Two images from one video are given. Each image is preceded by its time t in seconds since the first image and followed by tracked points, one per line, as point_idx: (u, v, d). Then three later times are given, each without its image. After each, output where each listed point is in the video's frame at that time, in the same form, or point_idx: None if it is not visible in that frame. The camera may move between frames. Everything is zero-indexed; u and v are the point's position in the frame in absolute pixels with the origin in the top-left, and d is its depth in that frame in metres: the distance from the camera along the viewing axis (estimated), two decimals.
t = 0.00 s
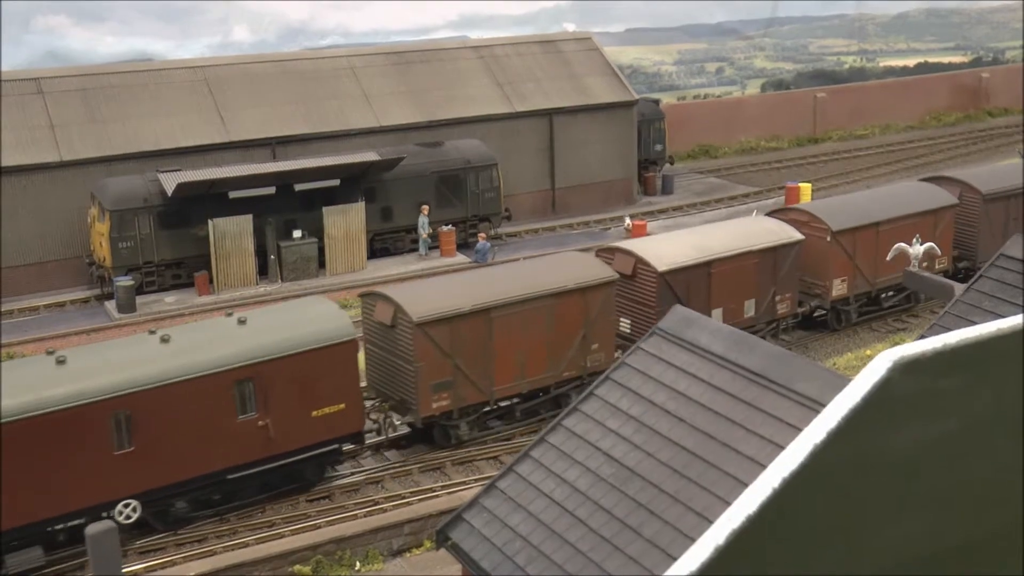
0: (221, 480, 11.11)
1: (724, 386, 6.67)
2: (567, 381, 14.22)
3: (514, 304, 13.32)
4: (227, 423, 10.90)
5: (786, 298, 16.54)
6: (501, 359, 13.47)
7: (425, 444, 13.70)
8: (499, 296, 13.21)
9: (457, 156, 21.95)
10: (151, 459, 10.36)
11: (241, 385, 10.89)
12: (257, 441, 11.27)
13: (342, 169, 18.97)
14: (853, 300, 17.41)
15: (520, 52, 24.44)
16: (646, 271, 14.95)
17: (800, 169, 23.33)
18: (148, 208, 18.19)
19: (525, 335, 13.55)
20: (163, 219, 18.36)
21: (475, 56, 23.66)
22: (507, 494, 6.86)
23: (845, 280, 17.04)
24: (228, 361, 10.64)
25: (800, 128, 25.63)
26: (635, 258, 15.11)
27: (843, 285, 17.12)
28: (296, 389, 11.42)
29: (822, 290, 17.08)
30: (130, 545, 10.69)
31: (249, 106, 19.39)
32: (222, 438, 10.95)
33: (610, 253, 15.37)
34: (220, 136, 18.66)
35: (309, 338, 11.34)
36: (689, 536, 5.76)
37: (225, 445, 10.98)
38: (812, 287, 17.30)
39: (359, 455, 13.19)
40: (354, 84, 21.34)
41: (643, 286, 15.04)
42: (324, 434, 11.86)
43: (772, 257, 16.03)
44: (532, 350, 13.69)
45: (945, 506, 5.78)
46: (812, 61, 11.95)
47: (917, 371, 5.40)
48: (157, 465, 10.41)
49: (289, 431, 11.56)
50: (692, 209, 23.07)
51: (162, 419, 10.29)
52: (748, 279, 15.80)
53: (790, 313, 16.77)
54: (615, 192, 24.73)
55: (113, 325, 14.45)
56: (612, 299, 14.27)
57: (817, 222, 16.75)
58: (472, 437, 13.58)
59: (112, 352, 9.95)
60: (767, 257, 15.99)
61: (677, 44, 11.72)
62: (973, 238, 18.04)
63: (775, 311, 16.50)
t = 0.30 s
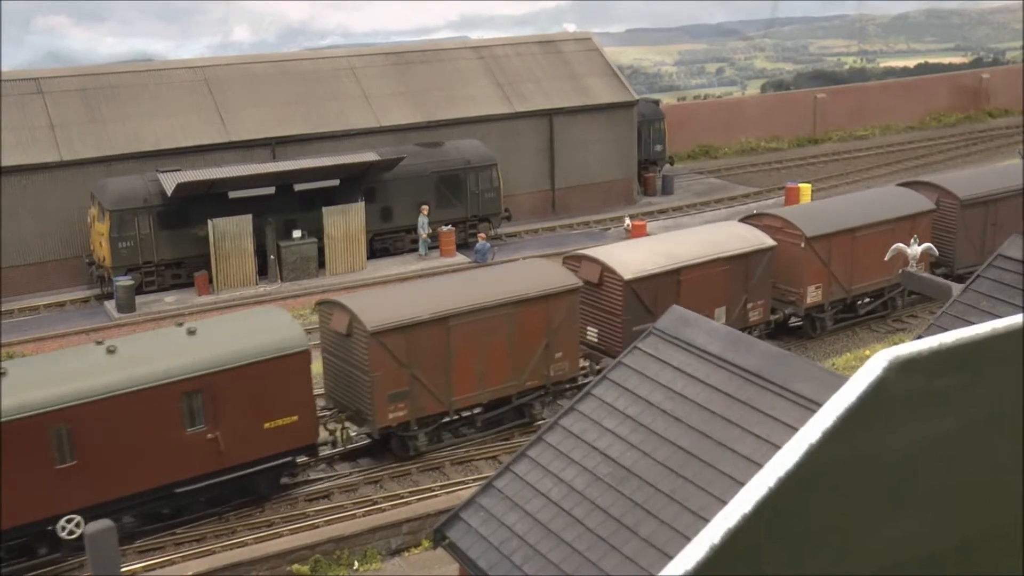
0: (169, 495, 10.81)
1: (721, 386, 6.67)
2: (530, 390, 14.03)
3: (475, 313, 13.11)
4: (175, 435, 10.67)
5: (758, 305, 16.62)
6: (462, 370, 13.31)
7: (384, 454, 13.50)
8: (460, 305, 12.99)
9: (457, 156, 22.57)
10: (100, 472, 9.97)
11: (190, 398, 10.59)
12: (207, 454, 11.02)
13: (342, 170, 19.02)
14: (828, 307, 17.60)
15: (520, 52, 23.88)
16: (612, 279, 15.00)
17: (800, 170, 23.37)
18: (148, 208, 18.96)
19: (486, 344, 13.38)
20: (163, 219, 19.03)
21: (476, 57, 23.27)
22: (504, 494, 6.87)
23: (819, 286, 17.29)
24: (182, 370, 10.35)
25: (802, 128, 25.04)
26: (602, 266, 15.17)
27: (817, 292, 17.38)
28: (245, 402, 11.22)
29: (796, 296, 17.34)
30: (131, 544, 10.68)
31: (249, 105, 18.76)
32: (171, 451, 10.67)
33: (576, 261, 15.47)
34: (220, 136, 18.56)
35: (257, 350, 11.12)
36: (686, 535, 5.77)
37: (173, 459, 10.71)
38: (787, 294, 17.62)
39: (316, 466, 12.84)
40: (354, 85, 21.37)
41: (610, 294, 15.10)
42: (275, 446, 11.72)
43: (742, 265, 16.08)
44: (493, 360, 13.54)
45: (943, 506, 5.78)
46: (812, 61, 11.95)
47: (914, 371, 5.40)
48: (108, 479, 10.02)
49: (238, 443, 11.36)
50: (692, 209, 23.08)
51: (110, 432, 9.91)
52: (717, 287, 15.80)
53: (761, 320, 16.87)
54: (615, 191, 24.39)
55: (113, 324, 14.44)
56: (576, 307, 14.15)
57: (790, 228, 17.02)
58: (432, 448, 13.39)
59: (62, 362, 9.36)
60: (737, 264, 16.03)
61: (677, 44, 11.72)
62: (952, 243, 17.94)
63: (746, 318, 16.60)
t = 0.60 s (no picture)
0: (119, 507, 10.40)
1: (722, 386, 6.66)
2: (496, 400, 13.65)
3: (439, 321, 12.72)
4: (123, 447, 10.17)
5: (733, 312, 16.00)
6: (426, 379, 12.91)
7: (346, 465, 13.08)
8: (423, 313, 12.59)
9: (457, 155, 21.97)
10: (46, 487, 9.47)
11: (140, 409, 10.11)
12: (158, 467, 10.55)
13: (342, 170, 19.08)
14: (806, 315, 17.04)
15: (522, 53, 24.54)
16: (581, 287, 14.53)
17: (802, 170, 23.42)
18: (149, 208, 18.50)
19: (450, 353, 12.97)
20: (164, 220, 18.67)
21: (476, 56, 23.63)
22: (504, 493, 6.86)
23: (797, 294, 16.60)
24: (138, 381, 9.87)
25: (810, 131, 26.09)
26: (572, 273, 14.71)
27: (794, 298, 16.67)
28: (199, 413, 10.73)
29: (773, 303, 16.64)
30: (131, 544, 10.62)
31: (249, 105, 19.25)
32: (119, 465, 10.18)
33: (546, 267, 15.01)
34: (220, 137, 18.64)
35: (210, 361, 10.54)
36: (687, 535, 5.76)
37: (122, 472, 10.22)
38: (763, 302, 16.91)
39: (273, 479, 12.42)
40: (355, 85, 21.42)
41: (579, 302, 14.62)
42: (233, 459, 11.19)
43: (717, 270, 15.55)
44: (458, 368, 13.14)
45: (944, 507, 5.77)
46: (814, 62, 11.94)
47: (916, 370, 5.39)
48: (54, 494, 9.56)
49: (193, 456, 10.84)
50: (693, 209, 23.11)
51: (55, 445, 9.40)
52: (691, 294, 15.27)
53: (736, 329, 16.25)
54: (616, 191, 25.00)
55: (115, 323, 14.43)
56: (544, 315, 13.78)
57: (766, 233, 16.46)
58: (393, 459, 12.96)
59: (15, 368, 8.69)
60: (713, 271, 15.53)
61: (678, 45, 11.68)
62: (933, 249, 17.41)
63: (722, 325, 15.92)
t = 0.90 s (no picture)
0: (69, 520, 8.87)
1: (722, 384, 6.66)
2: (463, 407, 13.32)
3: (404, 327, 12.39)
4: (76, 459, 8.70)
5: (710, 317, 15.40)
6: (390, 386, 12.56)
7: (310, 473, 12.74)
8: (386, 320, 12.26)
9: (459, 154, 21.95)
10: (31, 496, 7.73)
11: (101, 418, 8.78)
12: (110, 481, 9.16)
13: (342, 169, 19.08)
14: (784, 320, 16.59)
15: (523, 52, 24.55)
16: (552, 292, 14.08)
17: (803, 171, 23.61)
18: (149, 206, 18.37)
19: (414, 360, 12.64)
20: (164, 219, 18.56)
21: (477, 55, 23.71)
22: (505, 491, 6.86)
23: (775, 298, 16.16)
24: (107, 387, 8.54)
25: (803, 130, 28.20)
26: (543, 277, 14.25)
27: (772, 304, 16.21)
28: (153, 419, 9.49)
29: (751, 309, 16.20)
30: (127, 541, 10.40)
31: (250, 104, 19.34)
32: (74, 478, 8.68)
33: (518, 272, 14.60)
34: (220, 135, 18.63)
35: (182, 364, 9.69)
36: (687, 533, 5.76)
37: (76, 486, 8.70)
38: (741, 307, 16.43)
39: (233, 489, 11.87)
40: (356, 84, 21.43)
41: (550, 307, 14.19)
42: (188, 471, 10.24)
43: (692, 275, 14.96)
44: (423, 375, 12.80)
45: (944, 505, 5.76)
46: (814, 60, 11.89)
47: (917, 368, 5.38)
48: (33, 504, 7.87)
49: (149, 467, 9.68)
50: (694, 208, 23.10)
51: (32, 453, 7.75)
52: (665, 300, 14.74)
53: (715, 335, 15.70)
54: (616, 190, 25.00)
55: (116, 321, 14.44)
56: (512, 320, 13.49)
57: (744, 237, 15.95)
58: (357, 467, 12.67)
59: None
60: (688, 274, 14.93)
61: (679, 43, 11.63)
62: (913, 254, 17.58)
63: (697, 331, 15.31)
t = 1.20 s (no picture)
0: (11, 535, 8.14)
1: (722, 383, 6.66)
2: (423, 417, 12.88)
3: (362, 335, 11.96)
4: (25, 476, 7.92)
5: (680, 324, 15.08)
6: (348, 396, 12.13)
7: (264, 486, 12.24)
8: (343, 328, 11.81)
9: (459, 154, 22.10)
10: None
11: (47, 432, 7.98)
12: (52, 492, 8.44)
13: (342, 168, 19.09)
14: (757, 326, 16.25)
15: (523, 51, 24.51)
16: (515, 298, 13.72)
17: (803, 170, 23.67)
18: (150, 205, 18.59)
19: (372, 370, 12.20)
20: (164, 218, 18.72)
21: (477, 54, 23.53)
22: (505, 490, 6.86)
23: (748, 305, 15.83)
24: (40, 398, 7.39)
25: (804, 129, 28.43)
26: (506, 284, 13.88)
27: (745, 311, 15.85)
28: (98, 427, 8.63)
29: (724, 316, 15.80)
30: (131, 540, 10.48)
31: (250, 103, 19.30)
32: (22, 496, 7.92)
33: (482, 278, 14.20)
34: (219, 134, 18.61)
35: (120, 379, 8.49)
36: (687, 532, 5.76)
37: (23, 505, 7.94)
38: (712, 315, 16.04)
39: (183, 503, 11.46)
40: (356, 83, 21.43)
41: (514, 314, 13.81)
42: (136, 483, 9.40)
43: (662, 282, 14.66)
44: (382, 385, 12.37)
45: (945, 505, 5.76)
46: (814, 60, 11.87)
47: (916, 367, 5.39)
48: None
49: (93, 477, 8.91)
50: (694, 208, 23.10)
51: None
52: (633, 306, 14.43)
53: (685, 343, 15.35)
54: (616, 189, 24.98)
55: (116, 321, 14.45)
56: (474, 327, 13.08)
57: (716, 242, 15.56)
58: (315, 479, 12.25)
59: None
60: (658, 282, 14.63)
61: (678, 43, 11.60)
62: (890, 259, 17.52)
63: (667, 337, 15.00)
